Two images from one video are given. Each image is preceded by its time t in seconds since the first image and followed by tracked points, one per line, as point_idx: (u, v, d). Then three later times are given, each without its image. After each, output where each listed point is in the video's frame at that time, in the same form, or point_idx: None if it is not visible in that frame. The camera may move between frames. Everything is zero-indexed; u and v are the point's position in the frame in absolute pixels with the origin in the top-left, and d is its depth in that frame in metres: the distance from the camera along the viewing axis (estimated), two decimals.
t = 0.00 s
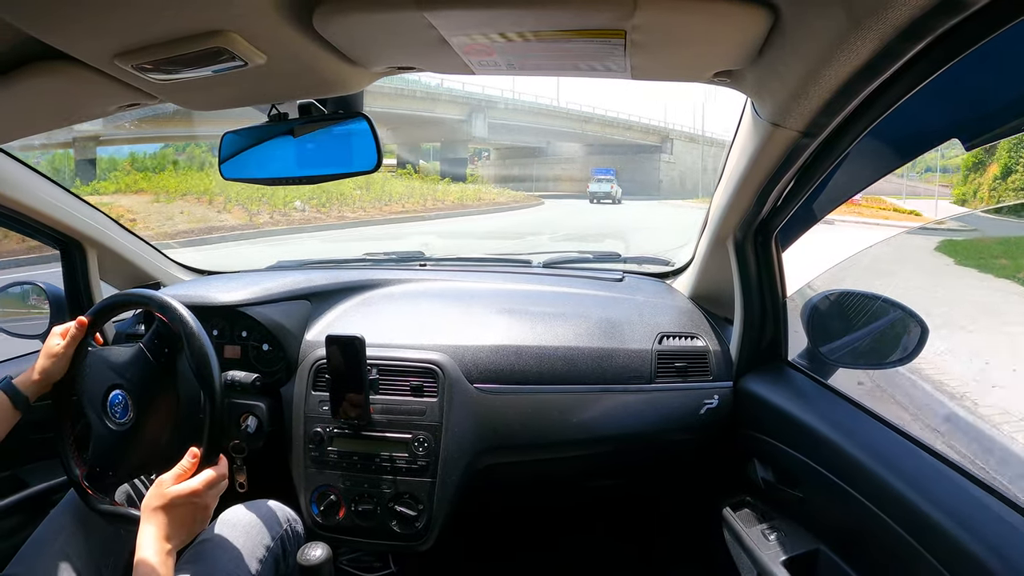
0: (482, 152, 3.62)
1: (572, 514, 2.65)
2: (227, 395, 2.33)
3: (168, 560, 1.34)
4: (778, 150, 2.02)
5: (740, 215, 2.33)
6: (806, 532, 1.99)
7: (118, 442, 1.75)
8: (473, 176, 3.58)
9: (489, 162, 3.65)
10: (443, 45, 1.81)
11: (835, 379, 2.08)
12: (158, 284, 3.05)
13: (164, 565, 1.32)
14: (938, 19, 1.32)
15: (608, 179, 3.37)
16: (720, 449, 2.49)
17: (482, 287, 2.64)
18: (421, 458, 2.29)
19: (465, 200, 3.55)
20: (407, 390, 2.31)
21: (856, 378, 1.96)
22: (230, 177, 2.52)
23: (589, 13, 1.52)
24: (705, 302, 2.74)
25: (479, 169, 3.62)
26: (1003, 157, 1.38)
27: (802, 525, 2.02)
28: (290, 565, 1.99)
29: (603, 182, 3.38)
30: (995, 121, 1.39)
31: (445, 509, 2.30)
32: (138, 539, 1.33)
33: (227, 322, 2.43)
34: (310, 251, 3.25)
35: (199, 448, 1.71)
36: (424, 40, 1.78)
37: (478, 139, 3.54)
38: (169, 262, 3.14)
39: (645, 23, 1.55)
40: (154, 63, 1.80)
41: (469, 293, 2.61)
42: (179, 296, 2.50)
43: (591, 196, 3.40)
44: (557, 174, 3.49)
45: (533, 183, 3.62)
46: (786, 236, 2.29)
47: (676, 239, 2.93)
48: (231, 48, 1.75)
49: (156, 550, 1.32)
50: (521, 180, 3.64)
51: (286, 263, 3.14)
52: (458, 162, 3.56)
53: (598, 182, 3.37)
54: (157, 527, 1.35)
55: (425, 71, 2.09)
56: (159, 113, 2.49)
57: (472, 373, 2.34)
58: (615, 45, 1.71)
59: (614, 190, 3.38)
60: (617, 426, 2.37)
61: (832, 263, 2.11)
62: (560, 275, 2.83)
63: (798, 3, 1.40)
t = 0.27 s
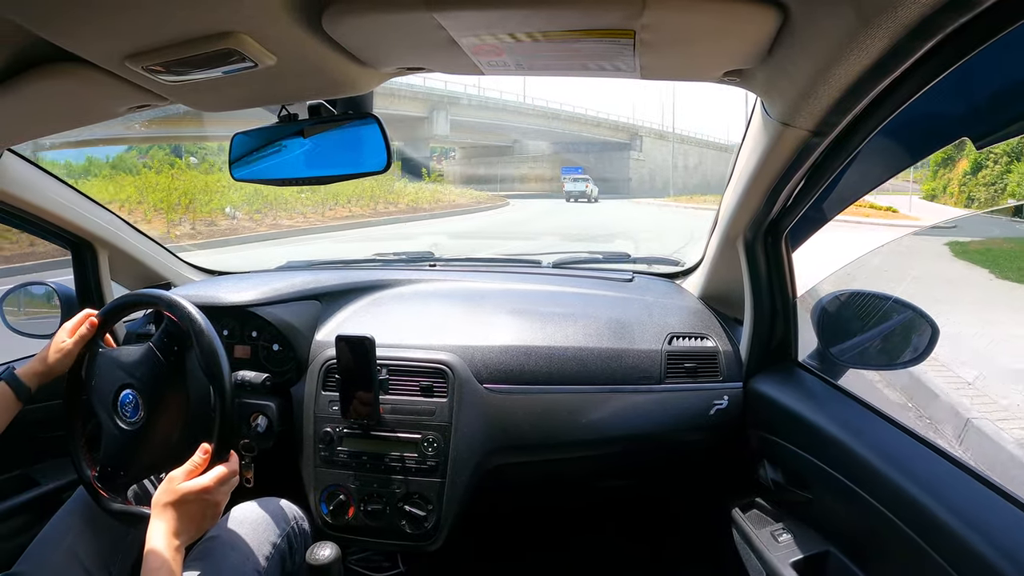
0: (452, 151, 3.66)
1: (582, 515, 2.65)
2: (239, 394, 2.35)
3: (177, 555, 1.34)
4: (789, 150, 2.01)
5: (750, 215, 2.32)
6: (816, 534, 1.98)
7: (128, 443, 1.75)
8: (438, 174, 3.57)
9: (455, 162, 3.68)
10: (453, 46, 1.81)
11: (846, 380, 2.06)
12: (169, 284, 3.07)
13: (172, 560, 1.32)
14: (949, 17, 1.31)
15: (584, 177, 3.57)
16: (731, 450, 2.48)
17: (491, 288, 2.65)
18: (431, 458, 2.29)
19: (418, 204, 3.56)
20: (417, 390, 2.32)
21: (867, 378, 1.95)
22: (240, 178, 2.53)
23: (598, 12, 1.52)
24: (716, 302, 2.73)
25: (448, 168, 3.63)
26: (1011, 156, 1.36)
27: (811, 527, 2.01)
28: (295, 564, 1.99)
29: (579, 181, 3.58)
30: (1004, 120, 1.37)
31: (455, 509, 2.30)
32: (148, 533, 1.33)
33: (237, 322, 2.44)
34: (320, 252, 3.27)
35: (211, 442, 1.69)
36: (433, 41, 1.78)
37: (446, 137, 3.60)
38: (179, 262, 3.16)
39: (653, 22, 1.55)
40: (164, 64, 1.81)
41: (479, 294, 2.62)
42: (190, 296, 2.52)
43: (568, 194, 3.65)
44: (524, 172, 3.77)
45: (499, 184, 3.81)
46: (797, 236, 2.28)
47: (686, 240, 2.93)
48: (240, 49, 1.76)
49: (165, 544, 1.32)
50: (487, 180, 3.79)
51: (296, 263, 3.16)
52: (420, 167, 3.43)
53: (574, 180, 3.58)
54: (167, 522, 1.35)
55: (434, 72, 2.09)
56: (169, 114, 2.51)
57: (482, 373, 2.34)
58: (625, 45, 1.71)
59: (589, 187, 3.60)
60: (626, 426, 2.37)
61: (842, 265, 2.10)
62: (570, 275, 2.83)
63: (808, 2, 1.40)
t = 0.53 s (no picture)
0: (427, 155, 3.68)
1: (589, 516, 2.65)
2: (247, 395, 2.36)
3: (195, 536, 1.34)
4: (797, 150, 2.00)
5: (758, 215, 2.31)
6: (823, 535, 1.97)
7: (136, 441, 1.77)
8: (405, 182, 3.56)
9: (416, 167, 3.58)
10: (459, 46, 1.81)
11: (855, 381, 2.05)
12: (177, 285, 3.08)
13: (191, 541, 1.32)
14: (957, 17, 1.30)
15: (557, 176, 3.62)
16: (739, 451, 2.48)
17: (499, 289, 2.65)
18: (439, 458, 2.30)
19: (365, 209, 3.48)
20: (424, 390, 2.32)
21: (875, 380, 1.94)
22: (248, 180, 2.54)
23: (604, 13, 1.52)
24: (724, 302, 2.73)
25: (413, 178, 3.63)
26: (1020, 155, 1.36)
27: (819, 528, 2.00)
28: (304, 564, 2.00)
29: (553, 180, 3.63)
30: (1012, 119, 1.37)
31: (462, 510, 2.31)
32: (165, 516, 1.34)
33: (245, 323, 2.45)
34: (328, 253, 3.28)
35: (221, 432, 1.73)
36: (440, 42, 1.78)
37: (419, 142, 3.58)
38: (187, 263, 3.16)
39: (660, 23, 1.55)
40: (172, 66, 1.82)
41: (486, 295, 2.62)
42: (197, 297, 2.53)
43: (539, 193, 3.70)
44: (488, 172, 3.84)
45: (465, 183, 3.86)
46: (806, 236, 2.27)
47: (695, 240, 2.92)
48: (247, 51, 1.76)
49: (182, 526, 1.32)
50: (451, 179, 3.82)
51: (304, 264, 3.17)
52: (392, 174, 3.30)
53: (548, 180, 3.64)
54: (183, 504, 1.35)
55: (441, 73, 2.10)
56: (177, 115, 2.51)
57: (489, 374, 2.35)
58: (632, 45, 1.71)
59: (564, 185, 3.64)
60: (634, 428, 2.37)
61: (854, 264, 2.09)
62: (579, 276, 2.83)
63: (815, 2, 1.39)
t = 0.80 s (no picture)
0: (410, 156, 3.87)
1: (590, 514, 2.66)
2: (249, 391, 2.36)
3: (200, 525, 1.33)
4: (800, 150, 1.99)
5: (761, 214, 2.31)
6: (824, 535, 1.97)
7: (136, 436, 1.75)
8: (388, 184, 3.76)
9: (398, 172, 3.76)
10: (463, 43, 1.81)
11: (857, 382, 2.05)
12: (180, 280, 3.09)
13: (195, 530, 1.32)
14: (962, 17, 1.29)
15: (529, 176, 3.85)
16: (740, 451, 2.47)
17: (501, 286, 2.66)
18: (439, 455, 2.29)
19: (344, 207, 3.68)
20: (426, 387, 2.33)
21: (877, 380, 1.94)
22: (251, 176, 2.55)
23: (609, 11, 1.51)
24: (726, 301, 2.73)
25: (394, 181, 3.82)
26: None
27: (819, 528, 2.00)
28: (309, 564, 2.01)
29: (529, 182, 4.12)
30: (1015, 121, 1.36)
31: (462, 507, 2.31)
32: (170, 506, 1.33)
33: (248, 319, 2.46)
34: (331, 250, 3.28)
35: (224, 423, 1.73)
36: (444, 39, 1.78)
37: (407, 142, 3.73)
38: (190, 258, 3.15)
39: (664, 21, 1.55)
40: (176, 62, 1.82)
41: (488, 292, 2.63)
42: (199, 292, 2.54)
43: (516, 193, 4.20)
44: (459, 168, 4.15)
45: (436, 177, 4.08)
46: (809, 235, 2.26)
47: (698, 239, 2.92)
48: (251, 47, 1.76)
49: (184, 516, 1.31)
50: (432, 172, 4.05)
51: (307, 260, 3.17)
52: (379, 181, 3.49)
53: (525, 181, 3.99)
54: (186, 494, 1.34)
55: (445, 69, 2.09)
56: (181, 111, 2.52)
57: (491, 371, 2.35)
58: (636, 43, 1.71)
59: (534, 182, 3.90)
60: (636, 426, 2.37)
61: (865, 257, 2.08)
62: (581, 274, 2.83)
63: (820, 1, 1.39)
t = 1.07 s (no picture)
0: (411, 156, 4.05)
1: (590, 513, 2.66)
2: (250, 389, 2.36)
3: (197, 533, 1.33)
4: (803, 150, 1.99)
5: (763, 215, 2.31)
6: (824, 536, 1.96)
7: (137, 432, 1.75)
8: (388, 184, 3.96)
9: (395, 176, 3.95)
10: (467, 43, 1.81)
11: (858, 383, 2.05)
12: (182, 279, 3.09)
13: (192, 538, 1.31)
14: (965, 19, 1.29)
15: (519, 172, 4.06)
16: (742, 451, 2.47)
17: (502, 286, 2.66)
18: (440, 454, 2.29)
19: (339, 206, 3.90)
20: (428, 386, 2.32)
21: (878, 381, 1.93)
22: (253, 175, 2.55)
23: (613, 10, 1.51)
24: (728, 302, 2.73)
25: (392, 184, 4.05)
26: None
27: (820, 529, 1.99)
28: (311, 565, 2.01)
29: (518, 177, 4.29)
30: (1015, 121, 1.35)
31: (463, 506, 2.31)
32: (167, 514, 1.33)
33: (250, 317, 2.46)
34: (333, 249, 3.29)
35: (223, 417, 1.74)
36: (447, 38, 1.78)
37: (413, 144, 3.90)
38: (192, 257, 3.15)
39: (667, 21, 1.55)
40: (179, 60, 1.82)
41: (490, 292, 2.63)
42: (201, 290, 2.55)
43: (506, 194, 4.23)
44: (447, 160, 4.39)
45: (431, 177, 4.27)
46: (811, 236, 2.26)
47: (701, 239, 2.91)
48: (254, 45, 1.76)
49: (180, 524, 1.31)
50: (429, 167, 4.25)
51: (309, 259, 3.18)
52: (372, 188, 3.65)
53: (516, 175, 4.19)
54: (182, 502, 1.34)
55: (448, 69, 2.10)
56: (184, 109, 2.52)
57: (492, 371, 2.36)
58: (639, 43, 1.71)
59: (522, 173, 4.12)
60: (637, 426, 2.37)
61: (859, 263, 2.07)
62: (583, 274, 2.83)
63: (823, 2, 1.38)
